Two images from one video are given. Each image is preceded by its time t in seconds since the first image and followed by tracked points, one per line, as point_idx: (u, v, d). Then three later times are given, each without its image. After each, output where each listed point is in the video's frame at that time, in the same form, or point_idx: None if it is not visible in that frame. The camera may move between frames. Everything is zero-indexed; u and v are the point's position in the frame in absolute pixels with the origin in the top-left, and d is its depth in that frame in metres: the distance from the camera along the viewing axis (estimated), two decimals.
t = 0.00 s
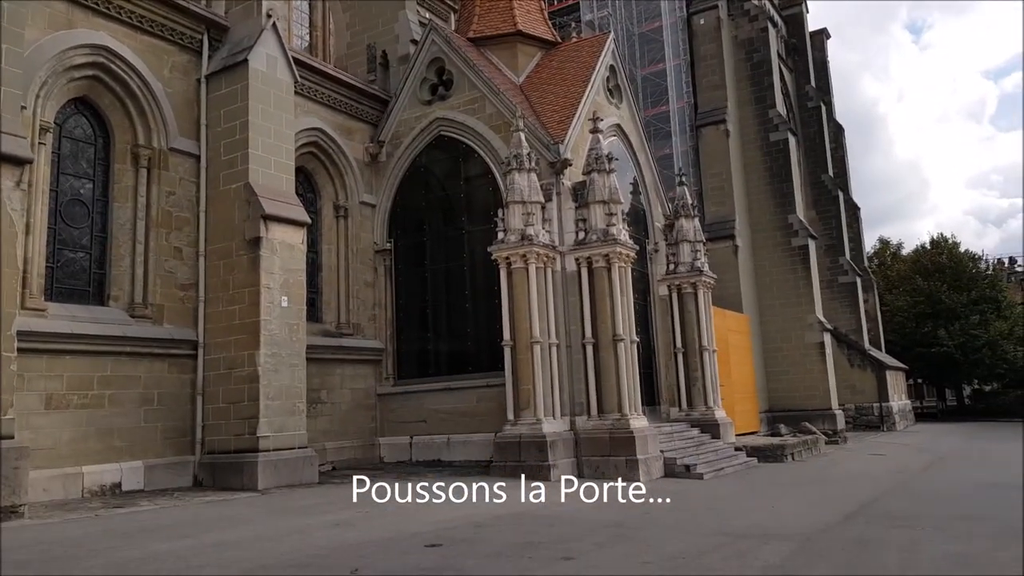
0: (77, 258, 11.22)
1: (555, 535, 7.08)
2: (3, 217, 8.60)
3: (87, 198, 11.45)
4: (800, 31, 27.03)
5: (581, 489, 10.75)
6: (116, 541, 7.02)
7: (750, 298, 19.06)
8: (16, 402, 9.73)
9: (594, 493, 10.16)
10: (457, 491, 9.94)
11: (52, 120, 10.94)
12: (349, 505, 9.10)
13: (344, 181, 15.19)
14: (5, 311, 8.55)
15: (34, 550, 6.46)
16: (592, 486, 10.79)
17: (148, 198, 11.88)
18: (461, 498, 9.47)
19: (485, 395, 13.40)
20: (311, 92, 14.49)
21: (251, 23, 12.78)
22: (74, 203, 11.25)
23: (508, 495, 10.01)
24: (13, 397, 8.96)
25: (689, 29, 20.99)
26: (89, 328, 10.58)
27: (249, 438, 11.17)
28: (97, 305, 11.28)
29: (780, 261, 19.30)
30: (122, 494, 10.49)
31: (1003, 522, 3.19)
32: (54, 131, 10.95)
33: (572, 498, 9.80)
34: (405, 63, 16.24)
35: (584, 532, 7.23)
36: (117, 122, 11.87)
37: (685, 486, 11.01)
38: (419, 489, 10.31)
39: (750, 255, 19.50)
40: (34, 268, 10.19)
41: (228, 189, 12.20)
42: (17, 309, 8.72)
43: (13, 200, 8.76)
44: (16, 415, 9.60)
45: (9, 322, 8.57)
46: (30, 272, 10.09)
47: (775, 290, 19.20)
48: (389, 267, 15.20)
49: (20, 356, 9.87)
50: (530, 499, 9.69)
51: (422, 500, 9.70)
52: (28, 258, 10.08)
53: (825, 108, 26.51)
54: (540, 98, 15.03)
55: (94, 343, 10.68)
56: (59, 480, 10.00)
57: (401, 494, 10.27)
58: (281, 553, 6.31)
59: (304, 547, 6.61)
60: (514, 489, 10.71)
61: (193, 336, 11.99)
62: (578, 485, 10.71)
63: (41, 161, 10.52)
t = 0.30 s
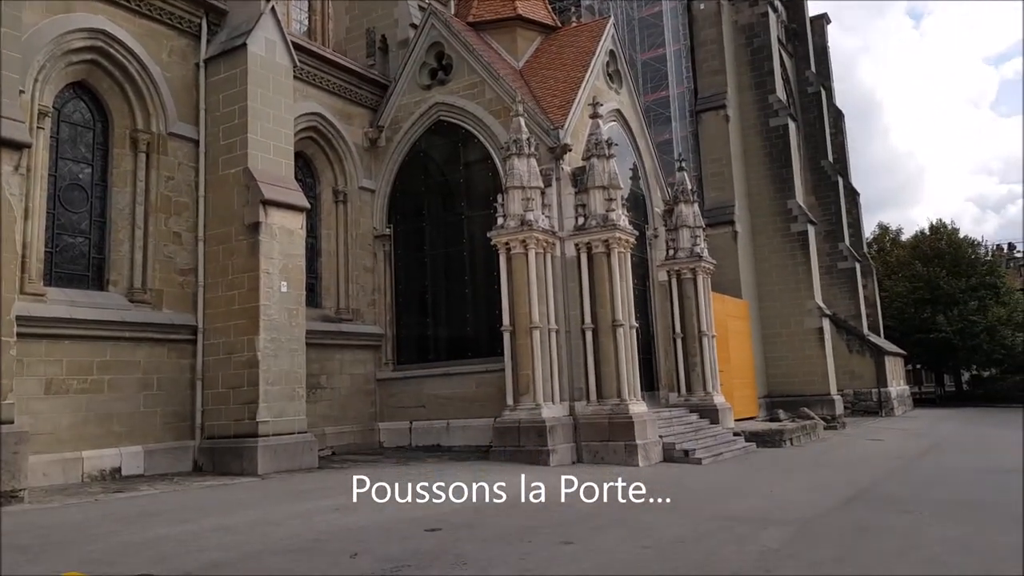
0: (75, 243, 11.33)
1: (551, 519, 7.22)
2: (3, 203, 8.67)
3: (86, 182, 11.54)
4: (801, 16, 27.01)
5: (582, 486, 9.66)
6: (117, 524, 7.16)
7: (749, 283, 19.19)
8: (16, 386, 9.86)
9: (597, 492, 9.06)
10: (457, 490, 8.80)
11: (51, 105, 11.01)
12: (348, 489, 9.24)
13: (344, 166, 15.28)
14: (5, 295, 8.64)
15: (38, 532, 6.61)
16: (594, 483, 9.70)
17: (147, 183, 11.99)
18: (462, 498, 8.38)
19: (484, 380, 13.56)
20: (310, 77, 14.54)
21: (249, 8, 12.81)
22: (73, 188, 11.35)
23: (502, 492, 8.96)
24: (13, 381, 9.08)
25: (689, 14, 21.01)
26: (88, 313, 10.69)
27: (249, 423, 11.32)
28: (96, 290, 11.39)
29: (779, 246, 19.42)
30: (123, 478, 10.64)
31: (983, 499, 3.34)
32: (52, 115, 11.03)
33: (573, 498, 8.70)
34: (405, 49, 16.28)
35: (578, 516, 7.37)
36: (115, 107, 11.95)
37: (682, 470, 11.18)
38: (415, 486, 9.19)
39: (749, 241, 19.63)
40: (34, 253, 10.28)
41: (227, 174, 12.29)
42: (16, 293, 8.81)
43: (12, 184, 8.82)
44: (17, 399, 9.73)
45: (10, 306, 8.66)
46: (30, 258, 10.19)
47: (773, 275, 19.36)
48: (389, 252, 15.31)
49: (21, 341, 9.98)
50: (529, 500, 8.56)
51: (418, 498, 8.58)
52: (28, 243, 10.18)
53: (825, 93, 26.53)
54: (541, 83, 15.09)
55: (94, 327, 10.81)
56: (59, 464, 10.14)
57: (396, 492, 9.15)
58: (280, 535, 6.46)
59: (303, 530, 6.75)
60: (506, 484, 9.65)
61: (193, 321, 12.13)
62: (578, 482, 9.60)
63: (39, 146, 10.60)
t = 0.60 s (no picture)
0: (74, 233, 11.31)
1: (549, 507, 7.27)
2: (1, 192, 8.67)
3: (84, 172, 11.51)
4: (800, 5, 26.94)
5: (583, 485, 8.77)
6: (118, 514, 7.21)
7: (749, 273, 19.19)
8: (16, 376, 9.85)
9: (598, 493, 8.18)
10: (456, 490, 8.06)
11: (49, 94, 10.97)
12: (348, 479, 9.26)
13: (343, 156, 15.23)
14: (5, 285, 8.60)
15: (39, 522, 6.62)
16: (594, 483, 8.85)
17: (146, 173, 11.96)
18: (464, 498, 7.60)
19: (484, 370, 13.59)
20: (309, 66, 14.48)
21: None
22: (72, 178, 11.32)
23: (496, 491, 8.06)
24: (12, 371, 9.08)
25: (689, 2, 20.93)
26: (88, 303, 10.69)
27: (249, 413, 11.34)
28: (95, 280, 11.38)
29: (779, 236, 19.39)
30: (123, 469, 10.66)
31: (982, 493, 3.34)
32: (50, 105, 10.98)
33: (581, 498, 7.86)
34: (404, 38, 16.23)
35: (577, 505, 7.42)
36: (113, 97, 11.90)
37: (681, 460, 11.22)
38: (406, 485, 8.40)
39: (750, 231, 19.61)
40: (33, 243, 10.26)
41: (225, 163, 12.28)
42: (16, 283, 8.76)
43: (9, 172, 8.89)
44: (17, 390, 9.73)
45: (9, 296, 8.63)
46: (28, 248, 10.17)
47: (773, 265, 19.35)
48: (389, 242, 15.30)
49: (21, 331, 9.98)
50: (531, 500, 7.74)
51: (416, 498, 7.79)
52: (26, 233, 10.16)
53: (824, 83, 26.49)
54: (540, 72, 15.04)
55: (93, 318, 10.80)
56: (59, 455, 10.15)
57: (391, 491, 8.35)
58: (282, 525, 6.49)
59: (304, 520, 6.79)
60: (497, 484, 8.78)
61: (192, 311, 12.13)
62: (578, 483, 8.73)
63: (38, 136, 10.56)
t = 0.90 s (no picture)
0: (73, 227, 11.32)
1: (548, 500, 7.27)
2: None
3: (82, 166, 11.51)
4: None
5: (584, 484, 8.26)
6: (119, 509, 7.24)
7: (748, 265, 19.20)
8: (15, 371, 9.86)
9: (599, 493, 7.75)
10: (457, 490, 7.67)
11: (46, 88, 10.96)
12: (348, 472, 9.29)
13: (342, 149, 15.21)
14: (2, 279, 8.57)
15: (40, 517, 6.66)
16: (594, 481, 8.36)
17: (144, 167, 11.97)
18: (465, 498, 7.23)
19: (484, 363, 13.63)
20: (308, 59, 14.46)
21: None
22: (70, 171, 11.33)
23: (496, 491, 7.67)
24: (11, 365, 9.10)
25: None
26: (86, 297, 10.71)
27: (249, 406, 11.37)
28: (93, 274, 11.40)
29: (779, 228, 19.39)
30: (123, 462, 10.69)
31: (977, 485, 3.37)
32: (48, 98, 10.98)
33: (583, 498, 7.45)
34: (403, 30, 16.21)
35: (575, 498, 7.42)
36: (111, 90, 11.89)
37: (680, 452, 11.26)
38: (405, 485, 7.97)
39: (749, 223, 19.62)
40: (30, 237, 10.26)
41: (224, 156, 12.28)
42: (12, 277, 8.72)
43: (8, 166, 8.90)
44: (16, 384, 9.75)
45: (6, 290, 8.61)
46: (26, 241, 10.17)
47: (773, 256, 19.36)
48: (389, 235, 15.32)
49: (20, 325, 10.00)
50: (532, 501, 7.31)
51: (415, 498, 7.43)
52: (24, 227, 10.16)
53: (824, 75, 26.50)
54: (539, 65, 15.04)
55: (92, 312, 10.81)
56: (59, 449, 10.16)
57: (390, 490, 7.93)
58: (283, 518, 6.52)
59: (305, 513, 6.83)
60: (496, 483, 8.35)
61: (191, 305, 12.15)
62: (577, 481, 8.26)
63: (35, 129, 10.56)
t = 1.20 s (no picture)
0: (71, 220, 11.32)
1: (546, 494, 7.28)
2: None
3: (81, 159, 11.50)
4: None
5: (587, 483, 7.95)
6: (118, 502, 7.25)
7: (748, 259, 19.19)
8: (14, 363, 9.87)
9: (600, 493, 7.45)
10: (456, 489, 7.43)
11: (45, 80, 10.94)
12: (347, 466, 9.29)
13: (342, 142, 15.18)
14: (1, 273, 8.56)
15: (40, 509, 6.68)
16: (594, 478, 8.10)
17: (143, 160, 11.95)
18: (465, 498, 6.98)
19: (483, 357, 13.65)
20: (306, 52, 14.40)
21: None
22: (69, 164, 11.32)
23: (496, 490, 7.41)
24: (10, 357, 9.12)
25: None
26: (85, 290, 10.71)
27: (248, 399, 11.38)
28: (92, 267, 11.41)
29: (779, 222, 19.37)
30: (123, 455, 10.71)
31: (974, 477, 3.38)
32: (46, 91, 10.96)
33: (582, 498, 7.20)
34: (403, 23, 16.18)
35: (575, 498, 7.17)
36: (109, 82, 11.87)
37: (678, 445, 11.28)
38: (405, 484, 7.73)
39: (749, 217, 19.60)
40: (29, 230, 10.26)
41: (223, 149, 12.26)
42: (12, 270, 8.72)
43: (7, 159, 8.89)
44: (16, 376, 9.76)
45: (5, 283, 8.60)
46: (25, 234, 10.17)
47: (773, 251, 19.35)
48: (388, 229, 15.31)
49: (19, 318, 10.00)
50: (532, 501, 7.06)
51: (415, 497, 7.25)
52: (23, 220, 10.16)
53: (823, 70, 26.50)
54: (538, 59, 15.02)
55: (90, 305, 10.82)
56: (58, 441, 10.18)
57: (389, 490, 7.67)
58: (282, 511, 6.53)
59: (303, 506, 6.83)
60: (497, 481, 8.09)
61: (191, 298, 12.15)
62: (576, 481, 8.00)
63: (34, 122, 10.54)
